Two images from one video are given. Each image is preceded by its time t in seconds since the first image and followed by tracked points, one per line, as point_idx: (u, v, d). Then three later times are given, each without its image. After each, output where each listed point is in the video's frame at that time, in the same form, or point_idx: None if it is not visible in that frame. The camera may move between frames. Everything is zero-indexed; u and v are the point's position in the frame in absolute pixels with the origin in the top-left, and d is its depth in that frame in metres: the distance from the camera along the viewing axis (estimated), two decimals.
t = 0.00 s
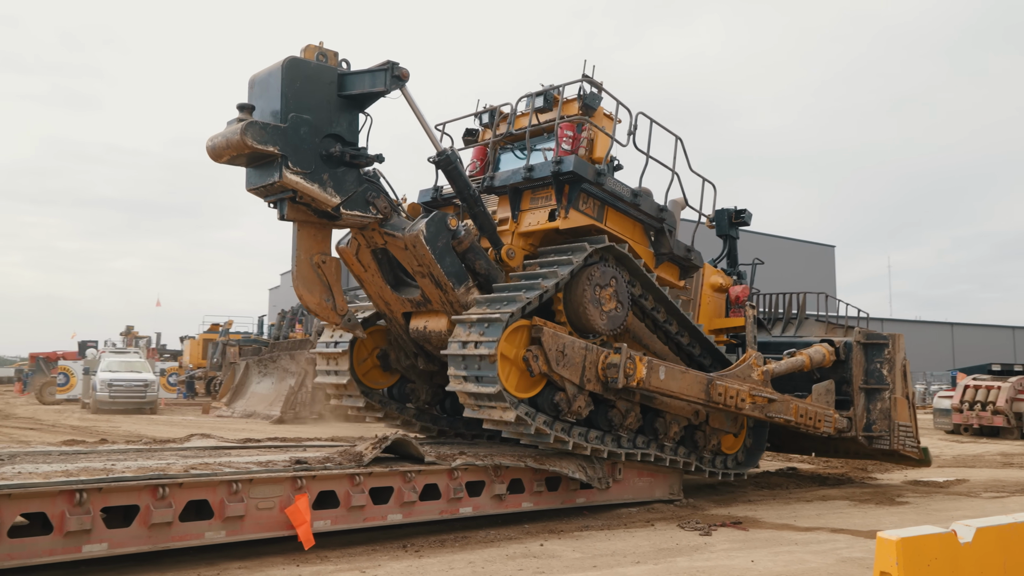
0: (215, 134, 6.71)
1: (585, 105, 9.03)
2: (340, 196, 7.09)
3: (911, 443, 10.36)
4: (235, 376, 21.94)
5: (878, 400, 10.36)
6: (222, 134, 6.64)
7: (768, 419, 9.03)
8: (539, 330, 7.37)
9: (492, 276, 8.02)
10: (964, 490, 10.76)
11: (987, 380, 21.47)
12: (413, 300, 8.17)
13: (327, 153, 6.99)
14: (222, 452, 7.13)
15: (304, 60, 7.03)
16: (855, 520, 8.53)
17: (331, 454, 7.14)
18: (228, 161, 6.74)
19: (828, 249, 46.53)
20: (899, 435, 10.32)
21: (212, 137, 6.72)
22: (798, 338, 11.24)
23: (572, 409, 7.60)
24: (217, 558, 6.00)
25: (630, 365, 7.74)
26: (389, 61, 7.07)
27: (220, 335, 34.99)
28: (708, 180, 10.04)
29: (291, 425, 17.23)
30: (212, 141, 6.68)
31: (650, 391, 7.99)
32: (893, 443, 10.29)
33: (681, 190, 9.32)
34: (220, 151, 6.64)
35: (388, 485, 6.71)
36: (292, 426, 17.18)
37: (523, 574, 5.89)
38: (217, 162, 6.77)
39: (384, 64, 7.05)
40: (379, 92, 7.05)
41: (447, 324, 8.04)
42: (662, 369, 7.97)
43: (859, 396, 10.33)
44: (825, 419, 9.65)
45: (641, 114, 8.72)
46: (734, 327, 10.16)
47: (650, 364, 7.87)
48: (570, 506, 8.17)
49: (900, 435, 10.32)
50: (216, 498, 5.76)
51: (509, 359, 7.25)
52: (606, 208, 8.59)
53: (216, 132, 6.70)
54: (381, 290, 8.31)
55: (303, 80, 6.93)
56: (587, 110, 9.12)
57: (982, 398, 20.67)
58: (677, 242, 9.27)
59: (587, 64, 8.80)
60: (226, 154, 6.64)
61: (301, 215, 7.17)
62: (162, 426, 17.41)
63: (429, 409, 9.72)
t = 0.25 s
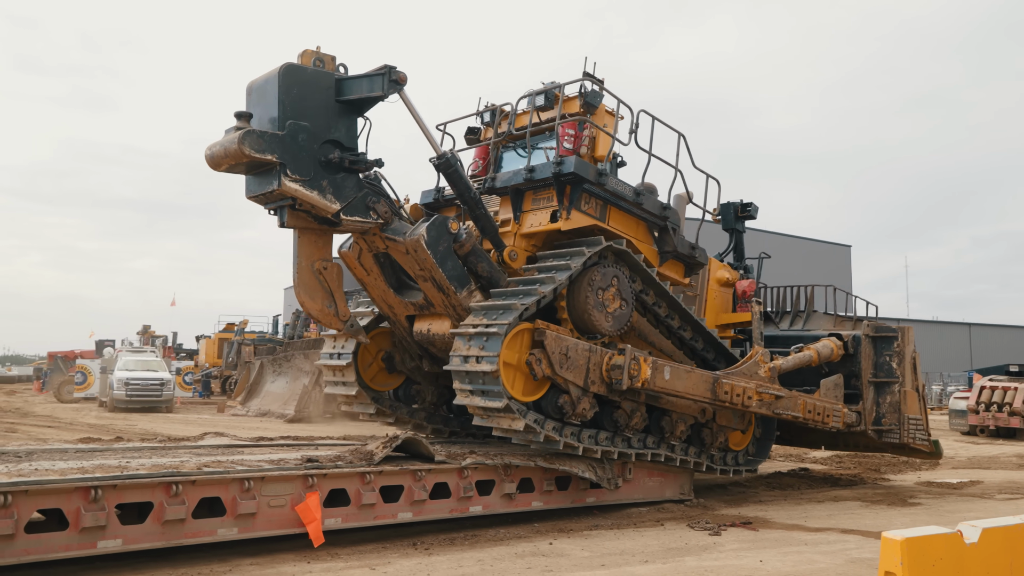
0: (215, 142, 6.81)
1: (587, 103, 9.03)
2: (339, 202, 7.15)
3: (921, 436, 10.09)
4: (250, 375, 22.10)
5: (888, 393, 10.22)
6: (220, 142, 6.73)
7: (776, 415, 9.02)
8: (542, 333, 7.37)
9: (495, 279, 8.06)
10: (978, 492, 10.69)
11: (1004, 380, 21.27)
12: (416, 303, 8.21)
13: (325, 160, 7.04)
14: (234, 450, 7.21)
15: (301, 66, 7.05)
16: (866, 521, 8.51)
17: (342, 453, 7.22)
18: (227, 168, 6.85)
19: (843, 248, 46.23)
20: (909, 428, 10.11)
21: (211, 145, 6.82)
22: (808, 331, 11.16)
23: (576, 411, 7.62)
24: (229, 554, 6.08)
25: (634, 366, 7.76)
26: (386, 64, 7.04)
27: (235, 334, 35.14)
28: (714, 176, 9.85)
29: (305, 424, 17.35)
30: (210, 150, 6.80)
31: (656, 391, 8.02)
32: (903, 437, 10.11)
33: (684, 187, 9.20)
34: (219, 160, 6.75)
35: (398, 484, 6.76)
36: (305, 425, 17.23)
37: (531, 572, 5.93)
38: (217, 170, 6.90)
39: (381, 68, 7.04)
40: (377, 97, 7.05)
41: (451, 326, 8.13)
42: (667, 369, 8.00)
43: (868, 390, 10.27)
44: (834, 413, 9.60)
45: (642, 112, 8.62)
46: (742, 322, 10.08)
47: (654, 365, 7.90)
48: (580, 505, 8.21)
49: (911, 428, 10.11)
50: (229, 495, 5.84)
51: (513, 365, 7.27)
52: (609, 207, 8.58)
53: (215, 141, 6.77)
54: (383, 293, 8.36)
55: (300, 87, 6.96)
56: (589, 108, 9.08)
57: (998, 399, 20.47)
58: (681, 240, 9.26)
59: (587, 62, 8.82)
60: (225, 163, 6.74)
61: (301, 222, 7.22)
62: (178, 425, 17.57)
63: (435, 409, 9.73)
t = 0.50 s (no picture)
0: (194, 152, 6.76)
1: (573, 103, 8.90)
2: (322, 210, 7.14)
3: (913, 427, 10.17)
4: (247, 373, 22.12)
5: (878, 385, 10.29)
6: (200, 152, 6.69)
7: (766, 411, 9.08)
8: (529, 338, 7.43)
9: (482, 282, 8.14)
10: (972, 492, 10.75)
11: (999, 381, 21.34)
12: (404, 308, 8.26)
13: (307, 167, 7.03)
14: (231, 449, 7.24)
15: (281, 72, 7.04)
16: (859, 521, 8.57)
17: (338, 451, 7.26)
18: (208, 178, 6.80)
19: (840, 249, 46.29)
20: (900, 419, 10.17)
21: (191, 155, 6.77)
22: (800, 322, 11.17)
23: (565, 415, 7.67)
24: (224, 551, 6.12)
25: (623, 368, 7.81)
26: (367, 70, 7.05)
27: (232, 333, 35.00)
28: (702, 173, 9.76)
29: (302, 423, 17.38)
30: (190, 159, 6.75)
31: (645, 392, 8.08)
32: (894, 429, 10.15)
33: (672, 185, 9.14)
34: (199, 170, 6.69)
35: (393, 482, 6.81)
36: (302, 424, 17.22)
37: (525, 570, 5.98)
38: (197, 180, 6.84)
39: (363, 73, 7.05)
40: (358, 102, 7.06)
41: (438, 331, 8.13)
42: (656, 370, 8.03)
43: (858, 382, 10.33)
44: (824, 406, 9.67)
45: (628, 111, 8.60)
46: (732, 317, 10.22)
47: (644, 366, 7.94)
48: (575, 504, 8.26)
49: (901, 420, 10.17)
50: (224, 493, 5.88)
51: (500, 370, 7.34)
52: (596, 208, 8.58)
53: (195, 151, 6.74)
54: (371, 298, 8.40)
55: (280, 94, 6.95)
56: (574, 107, 8.96)
57: (993, 400, 20.53)
58: (669, 239, 9.24)
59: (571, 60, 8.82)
60: (206, 173, 6.70)
61: (284, 231, 7.27)
62: (175, 423, 17.60)
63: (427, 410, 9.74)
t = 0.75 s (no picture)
0: (177, 170, 6.74)
1: (559, 103, 8.84)
2: (310, 223, 7.16)
3: (910, 415, 10.34)
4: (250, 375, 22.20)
5: (876, 373, 10.32)
6: (183, 170, 6.67)
7: (764, 406, 9.07)
8: (522, 346, 7.42)
9: (474, 289, 8.19)
10: (973, 491, 10.79)
11: (1001, 381, 21.34)
12: (396, 316, 8.33)
13: (292, 182, 7.04)
14: (235, 450, 7.30)
15: (263, 86, 7.01)
16: (860, 520, 8.60)
17: (341, 452, 7.32)
18: (193, 195, 6.79)
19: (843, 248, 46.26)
20: (898, 407, 10.28)
21: (174, 172, 6.75)
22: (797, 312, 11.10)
23: (561, 420, 7.70)
24: (229, 552, 6.18)
25: (617, 372, 7.81)
26: (349, 80, 7.04)
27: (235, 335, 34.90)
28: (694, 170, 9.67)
29: (305, 424, 17.43)
30: (174, 177, 6.73)
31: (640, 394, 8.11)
32: (892, 417, 10.30)
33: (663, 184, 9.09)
34: (184, 188, 6.69)
35: (396, 483, 6.86)
36: (305, 425, 17.26)
37: (527, 570, 6.03)
38: (181, 198, 6.83)
39: (346, 84, 7.04)
40: (343, 113, 7.06)
41: (431, 338, 8.20)
42: (650, 373, 8.07)
43: (857, 371, 10.31)
44: (823, 398, 9.62)
45: (618, 112, 8.55)
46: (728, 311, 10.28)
47: (638, 369, 7.95)
48: (577, 504, 8.31)
49: (899, 408, 10.29)
50: (229, 494, 5.93)
51: (494, 378, 7.39)
52: (587, 209, 8.61)
53: (178, 169, 6.72)
54: (363, 307, 8.46)
55: (262, 108, 6.93)
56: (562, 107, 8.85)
57: (995, 399, 20.53)
58: (662, 238, 9.27)
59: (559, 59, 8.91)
60: (190, 191, 6.69)
61: (272, 246, 7.33)
62: (179, 424, 17.65)
63: (427, 412, 9.80)
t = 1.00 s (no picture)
0: (168, 186, 6.80)
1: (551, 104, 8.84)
2: (302, 234, 7.23)
3: (914, 401, 10.17)
4: (259, 376, 22.32)
5: (878, 360, 10.21)
6: (174, 186, 6.73)
7: (764, 399, 9.05)
8: (519, 352, 7.48)
9: (469, 295, 8.17)
10: (980, 491, 10.79)
11: (1009, 381, 21.28)
12: (393, 323, 8.39)
13: (283, 194, 7.10)
14: (245, 451, 7.38)
15: (251, 99, 7.08)
16: (866, 520, 8.63)
17: (349, 453, 7.40)
18: (184, 211, 6.85)
19: (850, 249, 46.15)
20: (902, 394, 10.12)
21: (165, 188, 6.81)
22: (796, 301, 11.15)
23: (561, 423, 7.75)
24: (239, 552, 6.26)
25: (616, 374, 7.83)
26: (337, 90, 7.12)
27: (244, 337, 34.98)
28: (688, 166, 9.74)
29: (313, 425, 17.52)
30: (165, 193, 6.79)
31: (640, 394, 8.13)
32: (896, 404, 10.13)
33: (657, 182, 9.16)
34: (174, 204, 6.74)
35: (404, 484, 6.92)
36: (314, 426, 17.35)
37: (535, 569, 6.08)
38: (173, 213, 6.88)
39: (333, 94, 7.12)
40: (331, 123, 7.14)
41: (428, 345, 8.26)
42: (650, 373, 8.06)
43: (858, 359, 10.24)
44: (825, 388, 9.61)
45: (609, 111, 8.59)
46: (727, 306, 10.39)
47: (636, 370, 7.95)
48: (584, 505, 8.36)
49: (903, 394, 10.12)
50: (240, 495, 6.00)
51: (493, 382, 7.43)
52: (581, 211, 8.68)
53: (168, 185, 6.77)
54: (360, 314, 8.54)
55: (250, 122, 7.00)
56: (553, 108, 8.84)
57: (1004, 399, 20.47)
58: (657, 237, 9.33)
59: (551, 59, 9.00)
60: (181, 207, 6.75)
61: (265, 258, 7.41)
62: (188, 426, 17.76)
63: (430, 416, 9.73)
